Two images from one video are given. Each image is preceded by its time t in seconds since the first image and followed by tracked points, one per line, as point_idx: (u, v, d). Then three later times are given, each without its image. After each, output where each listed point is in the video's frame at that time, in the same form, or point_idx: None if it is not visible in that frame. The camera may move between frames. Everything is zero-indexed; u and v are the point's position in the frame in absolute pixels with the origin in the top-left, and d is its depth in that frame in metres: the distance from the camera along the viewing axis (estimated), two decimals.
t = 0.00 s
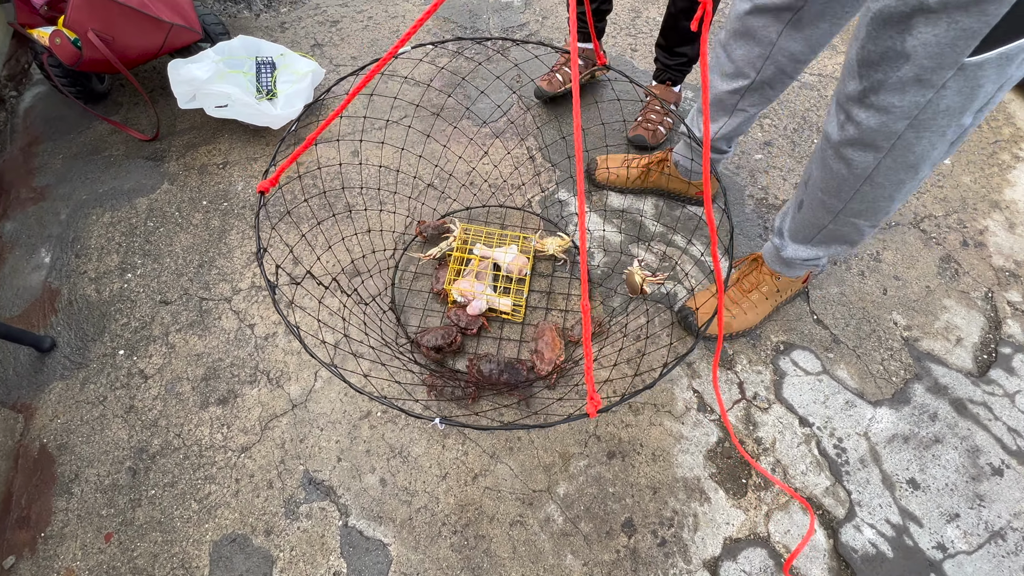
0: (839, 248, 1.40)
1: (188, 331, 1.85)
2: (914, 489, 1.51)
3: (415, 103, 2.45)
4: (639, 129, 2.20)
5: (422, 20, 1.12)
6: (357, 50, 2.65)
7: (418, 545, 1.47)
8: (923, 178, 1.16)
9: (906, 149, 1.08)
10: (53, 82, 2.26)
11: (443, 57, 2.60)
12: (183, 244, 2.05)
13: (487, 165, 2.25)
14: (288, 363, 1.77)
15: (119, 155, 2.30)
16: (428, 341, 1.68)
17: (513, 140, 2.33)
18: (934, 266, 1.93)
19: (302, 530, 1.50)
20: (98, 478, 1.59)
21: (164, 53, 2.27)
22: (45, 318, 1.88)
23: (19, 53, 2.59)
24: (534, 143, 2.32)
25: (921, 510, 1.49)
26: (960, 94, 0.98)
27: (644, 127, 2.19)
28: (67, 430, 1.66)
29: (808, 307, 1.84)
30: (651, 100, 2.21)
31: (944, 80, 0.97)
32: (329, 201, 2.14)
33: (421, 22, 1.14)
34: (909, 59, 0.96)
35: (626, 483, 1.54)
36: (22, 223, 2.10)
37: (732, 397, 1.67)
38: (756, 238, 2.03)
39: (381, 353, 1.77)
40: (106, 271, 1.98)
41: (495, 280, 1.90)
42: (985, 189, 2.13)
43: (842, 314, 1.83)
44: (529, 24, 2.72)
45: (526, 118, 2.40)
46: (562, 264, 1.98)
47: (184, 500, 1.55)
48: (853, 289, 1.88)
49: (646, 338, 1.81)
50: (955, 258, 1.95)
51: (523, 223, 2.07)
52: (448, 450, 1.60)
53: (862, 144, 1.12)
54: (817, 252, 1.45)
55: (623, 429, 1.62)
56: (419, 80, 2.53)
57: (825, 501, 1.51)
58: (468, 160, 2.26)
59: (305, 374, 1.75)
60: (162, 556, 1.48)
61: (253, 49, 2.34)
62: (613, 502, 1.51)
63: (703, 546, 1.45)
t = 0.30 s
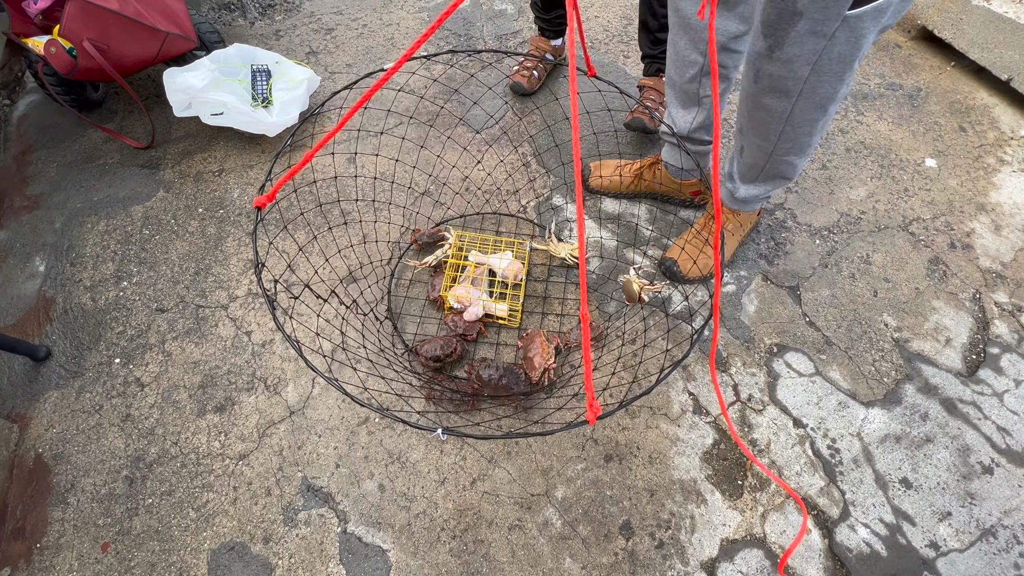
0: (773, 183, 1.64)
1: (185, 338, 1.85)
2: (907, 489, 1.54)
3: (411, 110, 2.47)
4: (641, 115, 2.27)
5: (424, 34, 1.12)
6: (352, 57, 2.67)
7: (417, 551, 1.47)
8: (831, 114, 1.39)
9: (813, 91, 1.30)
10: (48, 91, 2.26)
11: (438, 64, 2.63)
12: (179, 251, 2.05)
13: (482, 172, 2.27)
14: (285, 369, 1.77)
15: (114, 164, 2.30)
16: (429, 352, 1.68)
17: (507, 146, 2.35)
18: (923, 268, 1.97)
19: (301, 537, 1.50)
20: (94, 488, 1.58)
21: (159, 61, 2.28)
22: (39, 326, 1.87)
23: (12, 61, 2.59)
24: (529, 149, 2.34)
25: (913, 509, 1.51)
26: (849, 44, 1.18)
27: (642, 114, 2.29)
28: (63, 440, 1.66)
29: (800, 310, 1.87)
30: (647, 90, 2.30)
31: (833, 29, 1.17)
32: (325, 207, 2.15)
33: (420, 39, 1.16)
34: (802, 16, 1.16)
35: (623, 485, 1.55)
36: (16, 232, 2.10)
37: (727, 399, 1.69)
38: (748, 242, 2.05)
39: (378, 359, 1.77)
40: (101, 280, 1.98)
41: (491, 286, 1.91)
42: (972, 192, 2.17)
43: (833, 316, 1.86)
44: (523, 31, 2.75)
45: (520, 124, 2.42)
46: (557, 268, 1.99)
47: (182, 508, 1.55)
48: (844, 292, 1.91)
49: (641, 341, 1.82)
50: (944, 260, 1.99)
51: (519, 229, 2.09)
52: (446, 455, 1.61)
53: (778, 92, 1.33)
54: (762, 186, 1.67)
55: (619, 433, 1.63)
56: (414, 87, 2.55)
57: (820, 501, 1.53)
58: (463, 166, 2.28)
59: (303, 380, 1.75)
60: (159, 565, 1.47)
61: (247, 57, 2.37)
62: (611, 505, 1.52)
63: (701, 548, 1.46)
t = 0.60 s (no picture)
0: (743, 195, 1.76)
1: (184, 346, 1.85)
2: (901, 490, 1.56)
3: (408, 118, 2.50)
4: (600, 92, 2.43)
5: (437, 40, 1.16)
6: (350, 66, 2.69)
7: (418, 556, 1.48)
8: (778, 132, 1.52)
9: (744, 111, 1.44)
10: (46, 100, 2.27)
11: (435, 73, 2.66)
12: (178, 259, 2.06)
13: (479, 179, 2.29)
14: (285, 376, 1.78)
15: (112, 172, 2.31)
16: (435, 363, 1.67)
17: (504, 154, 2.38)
18: (914, 272, 2.00)
19: (301, 543, 1.50)
20: (93, 496, 1.58)
21: (158, 70, 2.30)
22: (38, 335, 1.87)
23: (10, 70, 2.60)
24: (525, 156, 2.37)
25: (908, 510, 1.53)
26: (761, 70, 1.33)
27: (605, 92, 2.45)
28: (62, 448, 1.66)
29: (794, 314, 1.90)
30: (598, 67, 2.51)
31: (744, 60, 1.32)
32: (324, 214, 2.17)
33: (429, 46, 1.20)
34: (714, 41, 1.33)
35: (622, 489, 1.56)
36: (14, 240, 2.10)
37: (723, 402, 1.71)
38: (743, 246, 2.08)
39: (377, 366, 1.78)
40: (100, 288, 1.98)
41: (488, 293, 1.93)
42: (960, 197, 2.21)
43: (827, 320, 1.88)
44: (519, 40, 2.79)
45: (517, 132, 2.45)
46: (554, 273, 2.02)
47: (182, 516, 1.55)
48: (837, 296, 1.94)
49: (638, 346, 1.84)
50: (934, 264, 2.02)
51: (516, 235, 2.12)
52: (446, 460, 1.62)
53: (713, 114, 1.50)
54: (732, 200, 1.79)
55: (618, 437, 1.65)
56: (411, 95, 2.58)
57: (816, 503, 1.55)
58: (461, 174, 2.31)
59: (302, 387, 1.76)
60: (159, 573, 1.47)
61: (246, 66, 2.39)
62: (610, 509, 1.54)
63: (699, 550, 1.48)
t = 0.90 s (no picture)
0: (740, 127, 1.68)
1: (186, 352, 1.86)
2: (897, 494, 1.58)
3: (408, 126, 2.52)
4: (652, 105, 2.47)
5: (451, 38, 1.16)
6: (349, 74, 2.71)
7: (419, 561, 1.49)
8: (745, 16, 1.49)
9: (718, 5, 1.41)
10: (48, 108, 2.28)
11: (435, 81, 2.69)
12: (179, 266, 2.07)
13: (478, 186, 2.31)
14: (286, 383, 1.79)
15: (113, 179, 2.32)
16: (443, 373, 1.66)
17: (503, 160, 2.40)
18: (908, 279, 2.03)
19: (304, 549, 1.51)
20: (96, 503, 1.59)
21: (160, 79, 2.32)
22: (40, 342, 1.88)
23: (10, 77, 2.61)
24: (524, 163, 2.39)
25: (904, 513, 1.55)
26: None
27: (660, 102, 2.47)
28: (64, 455, 1.66)
29: (790, 319, 1.92)
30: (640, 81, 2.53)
31: None
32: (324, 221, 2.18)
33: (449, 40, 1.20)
34: None
35: (622, 494, 1.58)
36: (16, 248, 2.11)
37: (722, 407, 1.73)
38: (740, 253, 2.10)
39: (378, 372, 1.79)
40: (101, 295, 1.99)
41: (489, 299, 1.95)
42: (953, 204, 2.24)
43: (823, 326, 1.91)
44: (517, 48, 2.81)
45: (516, 139, 2.48)
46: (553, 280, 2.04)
47: (184, 522, 1.55)
48: (833, 301, 1.97)
49: (637, 351, 1.86)
50: (928, 270, 2.05)
51: (515, 242, 2.14)
52: (447, 466, 1.63)
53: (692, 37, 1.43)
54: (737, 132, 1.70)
55: (617, 442, 1.66)
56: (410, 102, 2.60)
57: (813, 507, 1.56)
58: (461, 181, 2.33)
59: (303, 393, 1.77)
60: None
61: (246, 74, 2.40)
62: (610, 513, 1.55)
63: (698, 555, 1.49)
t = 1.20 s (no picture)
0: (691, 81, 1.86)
1: (188, 359, 1.87)
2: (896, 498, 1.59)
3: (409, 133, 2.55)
4: (670, 117, 2.48)
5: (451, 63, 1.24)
6: (350, 81, 2.74)
7: (422, 567, 1.50)
8: None
9: None
10: (51, 115, 2.30)
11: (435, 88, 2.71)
12: (181, 273, 2.08)
13: (479, 193, 2.33)
14: (289, 389, 1.80)
15: (115, 186, 2.33)
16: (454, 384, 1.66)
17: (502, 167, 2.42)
18: (905, 283, 2.05)
19: (307, 555, 1.51)
20: (98, 510, 1.59)
21: (162, 86, 2.33)
22: (42, 349, 1.89)
23: (12, 85, 2.63)
24: (524, 170, 2.41)
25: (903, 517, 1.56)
26: None
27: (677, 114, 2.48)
28: (67, 462, 1.67)
29: (789, 324, 1.94)
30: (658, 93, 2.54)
31: None
32: (326, 227, 2.19)
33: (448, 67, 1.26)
34: None
35: (623, 499, 1.59)
36: (18, 255, 2.11)
37: (722, 412, 1.74)
38: (738, 258, 2.12)
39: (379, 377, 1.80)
40: (103, 301, 2.00)
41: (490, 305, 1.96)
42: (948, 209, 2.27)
43: (821, 330, 1.93)
44: (516, 56, 2.84)
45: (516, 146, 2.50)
46: (553, 286, 2.05)
47: (187, 529, 1.56)
48: (831, 307, 1.99)
49: (637, 357, 1.87)
50: (924, 275, 2.07)
51: (516, 248, 2.15)
52: (449, 471, 1.64)
53: None
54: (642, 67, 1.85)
55: (618, 446, 1.67)
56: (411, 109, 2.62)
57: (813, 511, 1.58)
58: (461, 187, 2.35)
59: (306, 399, 1.78)
60: None
61: (248, 82, 2.43)
62: (611, 518, 1.56)
63: (700, 559, 1.50)
